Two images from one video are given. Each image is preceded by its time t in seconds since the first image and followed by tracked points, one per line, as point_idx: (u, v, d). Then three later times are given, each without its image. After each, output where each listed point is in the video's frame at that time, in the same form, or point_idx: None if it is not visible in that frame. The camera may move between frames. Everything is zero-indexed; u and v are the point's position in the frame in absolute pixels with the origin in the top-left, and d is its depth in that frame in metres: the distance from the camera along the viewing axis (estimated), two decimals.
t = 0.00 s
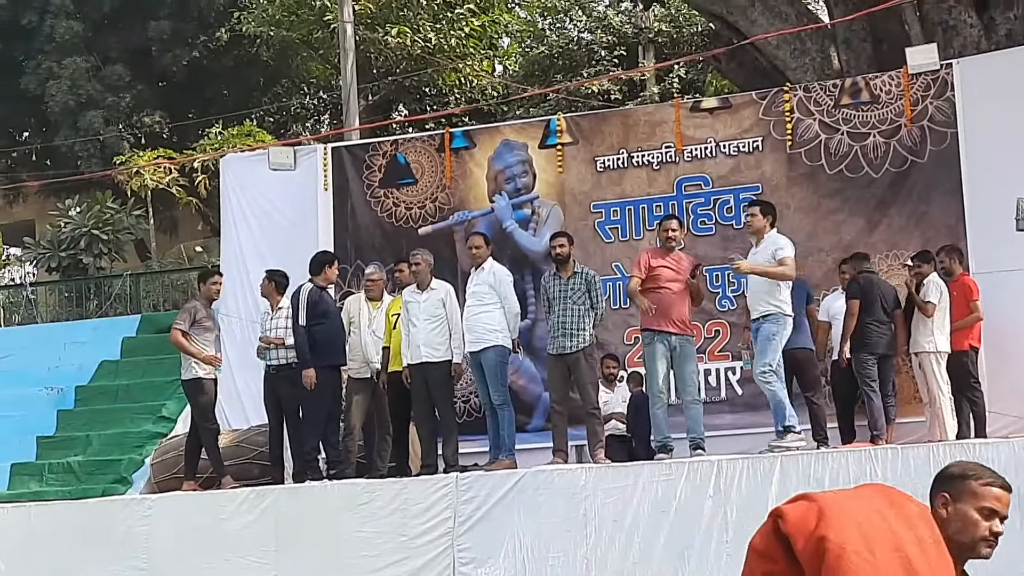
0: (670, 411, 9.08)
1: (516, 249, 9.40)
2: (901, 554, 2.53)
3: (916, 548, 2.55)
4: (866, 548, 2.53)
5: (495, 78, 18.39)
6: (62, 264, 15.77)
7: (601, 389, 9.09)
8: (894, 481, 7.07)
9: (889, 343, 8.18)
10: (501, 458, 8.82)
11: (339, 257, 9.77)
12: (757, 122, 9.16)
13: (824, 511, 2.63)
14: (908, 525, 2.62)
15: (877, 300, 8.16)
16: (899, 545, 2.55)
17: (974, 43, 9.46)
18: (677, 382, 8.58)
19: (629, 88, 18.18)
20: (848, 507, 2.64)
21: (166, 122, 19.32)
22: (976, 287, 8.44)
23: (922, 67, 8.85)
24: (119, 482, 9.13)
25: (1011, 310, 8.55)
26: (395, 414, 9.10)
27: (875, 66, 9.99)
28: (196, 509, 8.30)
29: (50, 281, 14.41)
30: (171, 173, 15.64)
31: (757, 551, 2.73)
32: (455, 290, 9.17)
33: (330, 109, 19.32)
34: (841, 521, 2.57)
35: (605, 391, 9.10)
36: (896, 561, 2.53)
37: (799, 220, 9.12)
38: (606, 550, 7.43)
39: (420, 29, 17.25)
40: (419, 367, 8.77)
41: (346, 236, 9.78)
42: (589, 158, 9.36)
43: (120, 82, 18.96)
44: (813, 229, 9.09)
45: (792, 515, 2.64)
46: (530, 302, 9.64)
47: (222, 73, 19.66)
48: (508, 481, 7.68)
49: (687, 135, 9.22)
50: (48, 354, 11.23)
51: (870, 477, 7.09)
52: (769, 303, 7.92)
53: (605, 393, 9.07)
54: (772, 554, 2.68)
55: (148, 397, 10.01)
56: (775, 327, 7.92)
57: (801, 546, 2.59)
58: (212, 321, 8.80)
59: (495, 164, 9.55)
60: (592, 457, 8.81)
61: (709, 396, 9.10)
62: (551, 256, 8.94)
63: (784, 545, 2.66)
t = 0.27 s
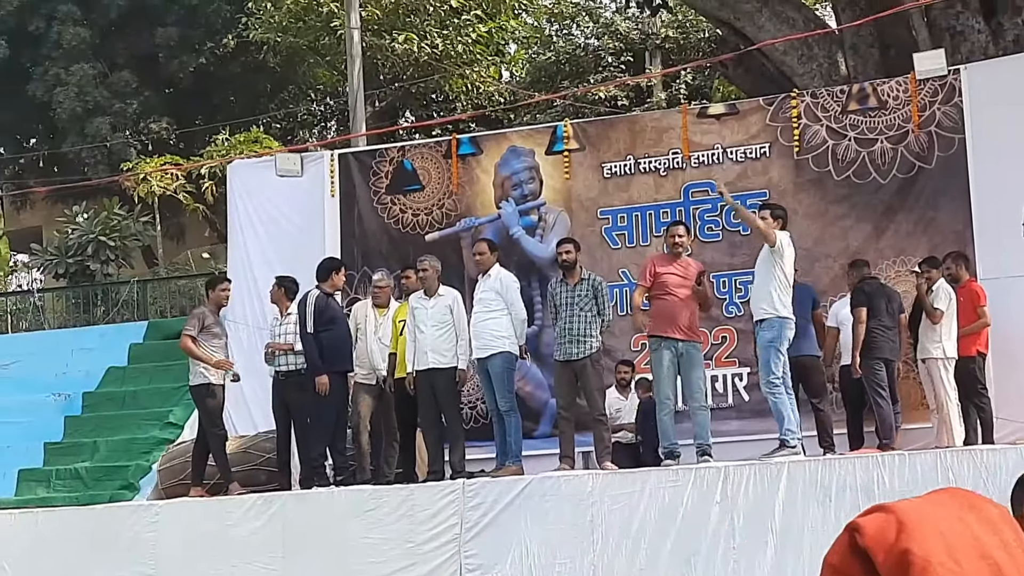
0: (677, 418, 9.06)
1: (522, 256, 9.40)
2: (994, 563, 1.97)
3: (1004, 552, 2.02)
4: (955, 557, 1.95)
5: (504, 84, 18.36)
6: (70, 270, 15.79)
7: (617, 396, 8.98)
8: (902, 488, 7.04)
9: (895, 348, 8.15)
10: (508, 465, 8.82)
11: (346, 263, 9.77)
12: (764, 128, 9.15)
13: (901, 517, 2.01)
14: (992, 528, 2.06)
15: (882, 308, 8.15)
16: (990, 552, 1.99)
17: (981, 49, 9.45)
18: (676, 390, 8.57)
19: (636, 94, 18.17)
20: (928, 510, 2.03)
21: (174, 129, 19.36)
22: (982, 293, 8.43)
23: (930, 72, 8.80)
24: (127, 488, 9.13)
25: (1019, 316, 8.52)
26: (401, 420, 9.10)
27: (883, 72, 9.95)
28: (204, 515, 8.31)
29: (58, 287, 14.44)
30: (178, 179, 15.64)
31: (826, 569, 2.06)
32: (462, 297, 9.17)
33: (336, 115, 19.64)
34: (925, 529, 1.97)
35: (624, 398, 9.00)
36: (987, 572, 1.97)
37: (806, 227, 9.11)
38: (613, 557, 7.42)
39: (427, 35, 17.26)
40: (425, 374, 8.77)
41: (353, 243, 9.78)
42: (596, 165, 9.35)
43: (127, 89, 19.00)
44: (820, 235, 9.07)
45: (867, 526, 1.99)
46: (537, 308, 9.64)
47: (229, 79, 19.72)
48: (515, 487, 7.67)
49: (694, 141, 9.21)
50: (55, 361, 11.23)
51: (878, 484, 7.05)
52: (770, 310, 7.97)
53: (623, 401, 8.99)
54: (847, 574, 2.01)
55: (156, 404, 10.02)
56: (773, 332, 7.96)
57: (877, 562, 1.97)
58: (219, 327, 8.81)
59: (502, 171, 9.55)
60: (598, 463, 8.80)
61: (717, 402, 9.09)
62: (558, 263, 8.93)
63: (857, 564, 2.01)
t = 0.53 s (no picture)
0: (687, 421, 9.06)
1: (532, 259, 9.38)
2: None
3: None
4: None
5: (512, 88, 18.40)
6: (79, 274, 15.83)
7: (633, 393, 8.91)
8: (913, 492, 7.09)
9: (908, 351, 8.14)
10: (518, 467, 8.83)
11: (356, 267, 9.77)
12: (775, 131, 9.14)
13: (1020, 513, 1.39)
14: None
15: (892, 308, 8.17)
16: None
17: (992, 52, 9.43)
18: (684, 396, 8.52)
19: (646, 96, 18.14)
20: None
21: (183, 133, 19.41)
22: (994, 296, 8.41)
23: (942, 75, 8.77)
24: (137, 491, 9.15)
25: None
26: (410, 424, 9.10)
27: (894, 75, 9.88)
28: (214, 519, 8.32)
29: (68, 290, 14.47)
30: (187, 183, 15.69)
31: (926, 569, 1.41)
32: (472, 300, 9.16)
33: (346, 118, 19.35)
34: None
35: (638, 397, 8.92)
36: None
37: (816, 230, 9.09)
38: (623, 560, 7.41)
39: (436, 38, 17.18)
40: (435, 377, 8.77)
41: (363, 246, 9.78)
42: (605, 168, 9.34)
43: (137, 93, 19.05)
44: (831, 238, 9.05)
45: (977, 519, 1.38)
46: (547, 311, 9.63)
47: (239, 83, 19.75)
48: (526, 490, 7.67)
49: (704, 144, 9.19)
50: (65, 364, 11.24)
51: (890, 488, 7.10)
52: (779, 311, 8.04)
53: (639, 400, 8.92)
54: None
55: (166, 408, 10.02)
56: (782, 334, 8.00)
57: (988, 565, 1.36)
58: (230, 331, 8.81)
59: (511, 174, 9.54)
60: (608, 467, 8.79)
61: (727, 406, 9.08)
62: (568, 266, 8.91)
63: (965, 565, 1.38)
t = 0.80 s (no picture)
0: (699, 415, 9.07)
1: (545, 253, 9.37)
2: None
3: None
4: None
5: (524, 82, 18.29)
6: (92, 268, 15.84)
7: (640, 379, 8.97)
8: (926, 485, 6.93)
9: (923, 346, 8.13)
10: (530, 462, 8.85)
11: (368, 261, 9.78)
12: (787, 125, 9.15)
13: None
14: None
15: (911, 303, 8.10)
16: None
17: (1006, 45, 9.41)
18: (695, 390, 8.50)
19: (657, 91, 18.14)
20: None
21: (196, 127, 19.40)
22: (1005, 291, 8.41)
23: (955, 68, 8.75)
24: (150, 485, 9.18)
25: None
26: (423, 418, 9.11)
27: (906, 68, 9.92)
28: (227, 512, 8.33)
29: (81, 284, 14.49)
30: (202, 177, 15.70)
31: None
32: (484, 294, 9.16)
33: (358, 113, 19.43)
34: None
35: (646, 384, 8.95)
36: None
37: (829, 224, 9.09)
38: (635, 553, 7.35)
39: (449, 33, 17.18)
40: (448, 371, 8.79)
41: (376, 240, 9.79)
42: (618, 162, 9.34)
43: (150, 87, 19.04)
44: (843, 232, 9.06)
45: None
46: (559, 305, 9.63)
47: (250, 77, 19.73)
48: (538, 484, 7.64)
49: (717, 138, 9.19)
50: (77, 358, 11.24)
51: (902, 481, 6.95)
52: (791, 306, 8.05)
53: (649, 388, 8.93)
54: None
55: (178, 402, 10.02)
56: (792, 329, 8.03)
57: None
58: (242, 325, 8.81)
59: (524, 168, 9.52)
60: (620, 460, 8.81)
61: (739, 400, 9.09)
62: (580, 260, 8.90)
63: None
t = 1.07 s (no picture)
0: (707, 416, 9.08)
1: (554, 254, 9.37)
2: None
3: None
4: None
5: (532, 82, 18.28)
6: (100, 269, 15.85)
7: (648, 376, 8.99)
8: (932, 486, 7.01)
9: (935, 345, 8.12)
10: (538, 462, 8.85)
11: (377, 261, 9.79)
12: (795, 126, 9.17)
13: None
14: None
15: (928, 303, 8.11)
16: None
17: (1012, 47, 9.44)
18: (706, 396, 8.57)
19: (666, 93, 18.15)
20: None
21: (205, 127, 19.41)
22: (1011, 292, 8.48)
23: (960, 70, 8.82)
24: (158, 486, 9.17)
25: None
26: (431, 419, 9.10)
27: (914, 71, 9.95)
28: (234, 514, 8.32)
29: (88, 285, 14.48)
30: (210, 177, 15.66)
31: None
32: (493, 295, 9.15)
33: (369, 113, 19.03)
34: None
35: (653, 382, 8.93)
36: None
37: (837, 225, 9.11)
38: (645, 554, 7.36)
39: (458, 33, 17.32)
40: (456, 372, 8.78)
41: (384, 241, 9.80)
42: (626, 163, 9.35)
43: (159, 87, 19.01)
44: (851, 234, 9.07)
45: None
46: (567, 306, 9.64)
47: (257, 75, 19.60)
48: (546, 485, 7.63)
49: (725, 139, 9.20)
50: (85, 358, 11.22)
51: (909, 481, 7.03)
52: (800, 308, 8.08)
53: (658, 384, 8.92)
54: None
55: (187, 402, 10.00)
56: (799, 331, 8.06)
57: None
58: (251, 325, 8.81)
59: (532, 169, 9.53)
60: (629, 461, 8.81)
61: (748, 401, 9.10)
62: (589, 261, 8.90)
63: None
